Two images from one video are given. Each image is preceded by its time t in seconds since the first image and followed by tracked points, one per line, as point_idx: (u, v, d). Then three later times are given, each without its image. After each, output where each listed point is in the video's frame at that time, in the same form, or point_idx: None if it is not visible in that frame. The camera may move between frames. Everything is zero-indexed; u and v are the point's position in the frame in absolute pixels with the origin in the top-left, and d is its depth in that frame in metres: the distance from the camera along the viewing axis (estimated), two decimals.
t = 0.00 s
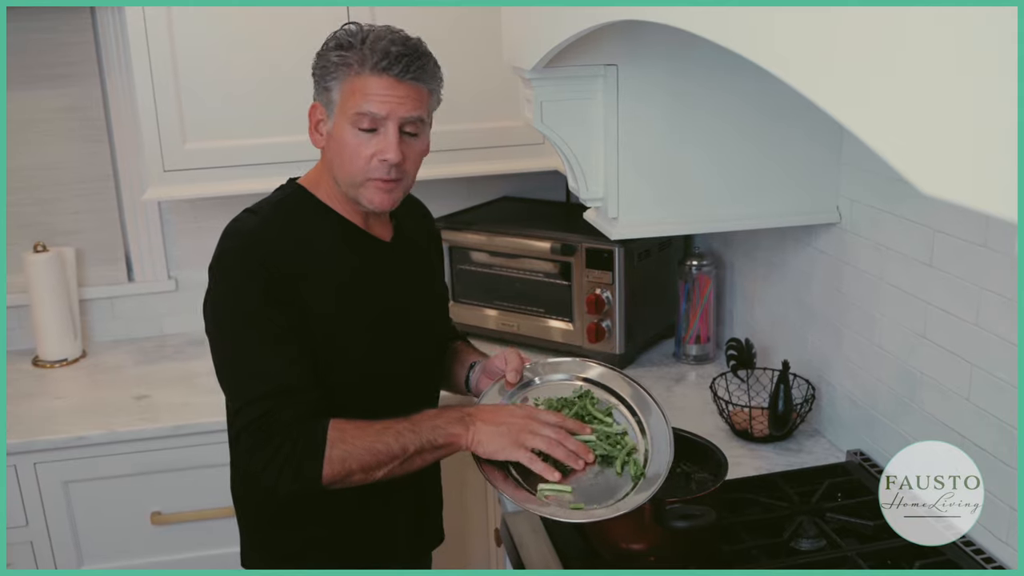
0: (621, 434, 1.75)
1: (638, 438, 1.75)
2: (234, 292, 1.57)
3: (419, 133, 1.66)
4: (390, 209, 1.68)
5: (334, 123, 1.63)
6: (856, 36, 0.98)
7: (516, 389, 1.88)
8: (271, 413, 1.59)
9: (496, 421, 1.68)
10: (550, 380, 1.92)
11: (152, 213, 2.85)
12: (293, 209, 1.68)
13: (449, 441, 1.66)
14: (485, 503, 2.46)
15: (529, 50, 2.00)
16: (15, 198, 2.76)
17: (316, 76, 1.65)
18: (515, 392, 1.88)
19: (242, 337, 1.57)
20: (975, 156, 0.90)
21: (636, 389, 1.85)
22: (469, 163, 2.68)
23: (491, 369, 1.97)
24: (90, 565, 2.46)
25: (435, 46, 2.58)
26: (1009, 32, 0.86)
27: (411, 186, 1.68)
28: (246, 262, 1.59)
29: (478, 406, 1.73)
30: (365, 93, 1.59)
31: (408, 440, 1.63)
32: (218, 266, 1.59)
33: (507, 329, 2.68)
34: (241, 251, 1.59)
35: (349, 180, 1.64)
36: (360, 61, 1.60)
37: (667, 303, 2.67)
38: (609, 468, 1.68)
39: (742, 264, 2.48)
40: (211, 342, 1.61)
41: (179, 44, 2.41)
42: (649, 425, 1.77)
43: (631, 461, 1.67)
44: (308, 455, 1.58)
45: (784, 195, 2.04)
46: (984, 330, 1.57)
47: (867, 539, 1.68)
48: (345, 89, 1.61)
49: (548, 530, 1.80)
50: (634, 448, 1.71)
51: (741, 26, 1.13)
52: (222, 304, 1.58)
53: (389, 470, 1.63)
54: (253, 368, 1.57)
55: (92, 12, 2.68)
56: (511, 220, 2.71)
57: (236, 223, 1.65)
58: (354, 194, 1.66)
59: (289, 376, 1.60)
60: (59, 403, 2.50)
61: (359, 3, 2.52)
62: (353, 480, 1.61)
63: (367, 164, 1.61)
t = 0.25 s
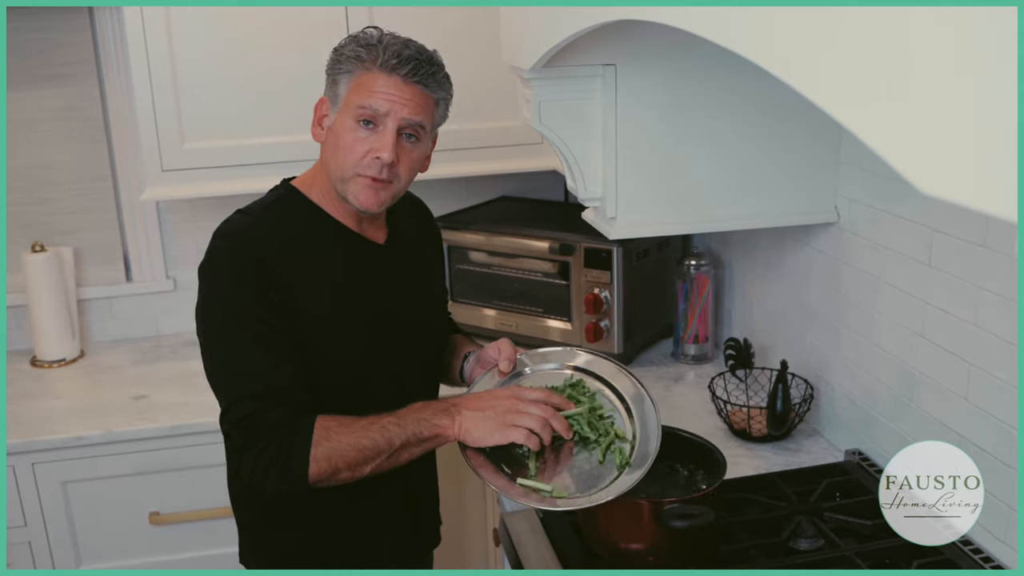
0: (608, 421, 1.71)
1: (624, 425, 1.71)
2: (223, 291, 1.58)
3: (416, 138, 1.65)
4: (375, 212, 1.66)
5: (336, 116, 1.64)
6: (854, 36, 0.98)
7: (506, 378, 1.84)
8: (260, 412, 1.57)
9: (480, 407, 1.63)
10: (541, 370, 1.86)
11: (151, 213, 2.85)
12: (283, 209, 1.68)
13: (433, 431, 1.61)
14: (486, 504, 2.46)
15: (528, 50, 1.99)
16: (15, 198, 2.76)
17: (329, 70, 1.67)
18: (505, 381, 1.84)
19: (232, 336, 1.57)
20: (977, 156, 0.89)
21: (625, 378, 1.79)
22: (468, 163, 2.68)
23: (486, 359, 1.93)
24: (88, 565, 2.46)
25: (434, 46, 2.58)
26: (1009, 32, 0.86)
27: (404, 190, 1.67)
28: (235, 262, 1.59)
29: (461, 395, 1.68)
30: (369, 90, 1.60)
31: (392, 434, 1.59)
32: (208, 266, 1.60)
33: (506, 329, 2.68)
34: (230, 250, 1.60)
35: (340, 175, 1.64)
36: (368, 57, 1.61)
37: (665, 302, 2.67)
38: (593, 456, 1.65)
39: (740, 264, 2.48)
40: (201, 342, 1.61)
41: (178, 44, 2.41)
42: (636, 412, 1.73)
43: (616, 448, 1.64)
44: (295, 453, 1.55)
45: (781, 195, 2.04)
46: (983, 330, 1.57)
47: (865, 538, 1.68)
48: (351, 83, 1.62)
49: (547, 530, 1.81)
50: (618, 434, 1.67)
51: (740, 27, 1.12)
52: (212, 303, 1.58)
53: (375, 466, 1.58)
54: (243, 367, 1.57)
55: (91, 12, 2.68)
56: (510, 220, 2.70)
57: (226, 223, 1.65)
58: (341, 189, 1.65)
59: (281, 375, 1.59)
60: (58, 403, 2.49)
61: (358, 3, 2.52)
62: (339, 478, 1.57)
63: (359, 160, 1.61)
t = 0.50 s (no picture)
0: (602, 431, 1.72)
1: (616, 437, 1.72)
2: (221, 289, 1.58)
3: (416, 139, 1.66)
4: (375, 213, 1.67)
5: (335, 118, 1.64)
6: (853, 36, 0.99)
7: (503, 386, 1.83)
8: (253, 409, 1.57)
9: (475, 417, 1.62)
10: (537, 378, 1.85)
11: (151, 213, 2.85)
12: (282, 208, 1.68)
13: (427, 441, 1.60)
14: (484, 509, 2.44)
15: (526, 50, 1.99)
16: (14, 198, 2.76)
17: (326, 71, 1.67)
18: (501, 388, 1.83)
19: (229, 334, 1.57)
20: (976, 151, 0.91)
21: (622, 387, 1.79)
22: (467, 163, 2.68)
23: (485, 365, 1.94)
24: (88, 565, 2.46)
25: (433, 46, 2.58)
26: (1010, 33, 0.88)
27: (404, 191, 1.67)
28: (233, 261, 1.59)
29: (455, 404, 1.67)
30: (370, 93, 1.60)
31: (384, 441, 1.58)
32: (207, 263, 1.60)
33: (505, 329, 2.68)
34: (228, 248, 1.60)
35: (341, 177, 1.64)
36: (367, 59, 1.61)
37: (664, 302, 2.67)
38: (584, 467, 1.66)
39: (739, 264, 2.48)
40: (199, 340, 1.61)
41: (177, 44, 2.41)
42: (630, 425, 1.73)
43: (606, 459, 1.65)
44: (284, 450, 1.55)
45: (781, 195, 2.04)
46: (982, 330, 1.57)
47: (864, 537, 1.68)
48: (350, 85, 1.62)
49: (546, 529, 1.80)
50: (610, 447, 1.68)
51: (738, 27, 1.12)
52: (209, 301, 1.58)
53: (365, 470, 1.58)
54: (239, 365, 1.57)
55: (90, 12, 2.68)
56: (509, 220, 2.70)
57: (225, 221, 1.65)
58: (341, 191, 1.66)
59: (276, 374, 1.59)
60: (58, 403, 2.49)
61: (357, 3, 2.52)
62: (329, 481, 1.57)
63: (359, 163, 1.61)
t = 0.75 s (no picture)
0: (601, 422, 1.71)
1: (616, 427, 1.71)
2: (223, 287, 1.58)
3: (422, 142, 1.65)
4: (383, 215, 1.67)
5: (342, 122, 1.63)
6: (849, 36, 0.99)
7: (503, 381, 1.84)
8: (250, 408, 1.58)
9: (469, 412, 1.60)
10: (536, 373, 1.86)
11: (151, 213, 2.85)
12: (284, 206, 1.68)
13: (422, 437, 1.59)
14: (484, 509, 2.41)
15: (525, 49, 1.99)
16: (14, 198, 2.76)
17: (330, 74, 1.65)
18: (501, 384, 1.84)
19: (229, 332, 1.57)
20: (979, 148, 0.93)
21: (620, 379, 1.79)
22: (467, 163, 2.68)
23: (484, 363, 1.94)
24: (88, 565, 2.46)
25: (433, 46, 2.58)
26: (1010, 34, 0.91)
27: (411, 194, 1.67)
28: (235, 259, 1.59)
29: (451, 398, 1.66)
30: (378, 97, 1.59)
31: (378, 439, 1.58)
32: (208, 261, 1.60)
33: (504, 329, 2.68)
34: (230, 247, 1.60)
35: (349, 180, 1.63)
36: (375, 64, 1.60)
37: (664, 302, 2.67)
38: (581, 457, 1.65)
39: (739, 263, 2.48)
40: (200, 338, 1.61)
41: (177, 44, 2.41)
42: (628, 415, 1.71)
43: (604, 448, 1.64)
44: (281, 449, 1.55)
45: (781, 195, 2.04)
46: (982, 330, 1.57)
47: (864, 537, 1.68)
48: (357, 89, 1.61)
49: (545, 530, 1.80)
50: (608, 436, 1.67)
51: (737, 27, 1.12)
52: (211, 299, 1.58)
53: (361, 468, 1.58)
54: (237, 363, 1.57)
55: (90, 12, 2.68)
56: (508, 220, 2.71)
57: (227, 220, 1.66)
58: (350, 195, 1.65)
59: (276, 373, 1.59)
60: (57, 403, 2.49)
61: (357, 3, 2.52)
62: (324, 479, 1.57)
63: (369, 167, 1.61)
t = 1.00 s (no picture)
0: (602, 418, 1.73)
1: (617, 423, 1.73)
2: (223, 288, 1.58)
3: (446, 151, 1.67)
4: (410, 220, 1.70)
5: (370, 141, 1.60)
6: (846, 35, 0.99)
7: (505, 378, 1.86)
8: (250, 407, 1.58)
9: (469, 409, 1.61)
10: (537, 372, 1.88)
11: (151, 213, 2.85)
12: (284, 206, 1.68)
13: (420, 433, 1.59)
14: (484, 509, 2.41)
15: (526, 50, 2.00)
16: (15, 198, 2.76)
17: (350, 89, 1.59)
18: (503, 381, 1.86)
19: (230, 332, 1.58)
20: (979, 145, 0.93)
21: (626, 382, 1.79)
22: (468, 163, 2.68)
23: (484, 360, 1.93)
24: (88, 565, 2.47)
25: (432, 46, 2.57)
26: (1010, 34, 0.93)
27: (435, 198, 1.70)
28: (235, 259, 1.60)
29: (450, 396, 1.66)
30: (414, 119, 1.58)
31: (377, 434, 1.58)
32: (209, 262, 1.60)
33: (505, 329, 2.68)
34: (230, 247, 1.60)
35: (380, 196, 1.63)
36: (408, 84, 1.57)
37: (664, 302, 2.67)
38: (584, 454, 1.66)
39: (739, 264, 2.48)
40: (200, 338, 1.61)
41: (178, 44, 2.41)
42: (629, 412, 1.74)
43: (606, 444, 1.65)
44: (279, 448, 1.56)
45: (781, 195, 2.04)
46: (982, 330, 1.57)
47: (865, 537, 1.68)
48: (389, 109, 1.58)
49: (546, 531, 1.80)
50: (610, 434, 1.68)
51: (737, 27, 1.13)
52: (211, 299, 1.59)
53: (361, 465, 1.58)
54: (238, 364, 1.57)
55: (91, 12, 2.68)
56: (509, 220, 2.71)
57: (227, 221, 1.66)
58: (381, 208, 1.66)
59: (276, 373, 1.60)
60: (58, 403, 2.50)
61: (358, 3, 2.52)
62: (325, 476, 1.57)
63: (404, 185, 1.61)
